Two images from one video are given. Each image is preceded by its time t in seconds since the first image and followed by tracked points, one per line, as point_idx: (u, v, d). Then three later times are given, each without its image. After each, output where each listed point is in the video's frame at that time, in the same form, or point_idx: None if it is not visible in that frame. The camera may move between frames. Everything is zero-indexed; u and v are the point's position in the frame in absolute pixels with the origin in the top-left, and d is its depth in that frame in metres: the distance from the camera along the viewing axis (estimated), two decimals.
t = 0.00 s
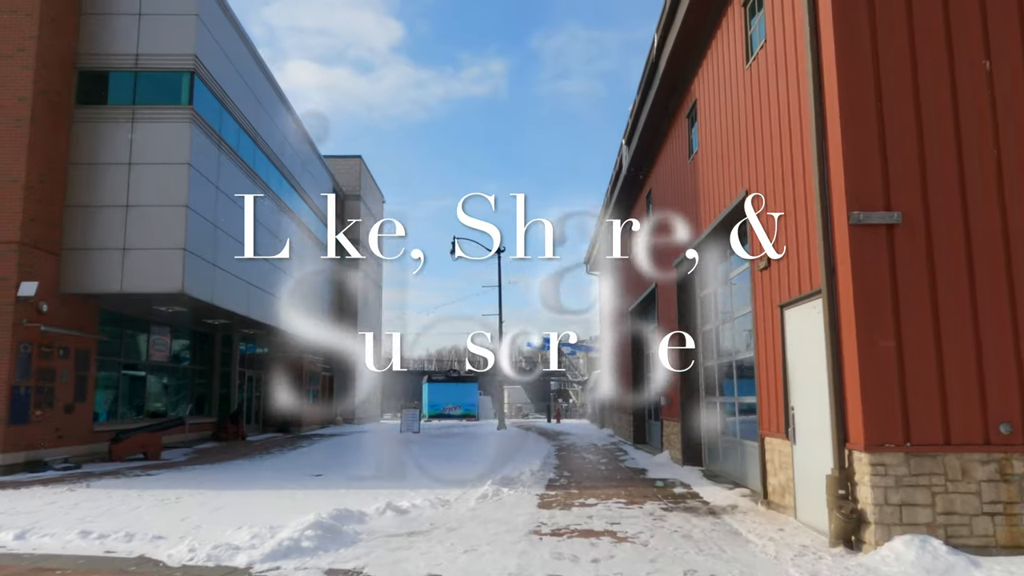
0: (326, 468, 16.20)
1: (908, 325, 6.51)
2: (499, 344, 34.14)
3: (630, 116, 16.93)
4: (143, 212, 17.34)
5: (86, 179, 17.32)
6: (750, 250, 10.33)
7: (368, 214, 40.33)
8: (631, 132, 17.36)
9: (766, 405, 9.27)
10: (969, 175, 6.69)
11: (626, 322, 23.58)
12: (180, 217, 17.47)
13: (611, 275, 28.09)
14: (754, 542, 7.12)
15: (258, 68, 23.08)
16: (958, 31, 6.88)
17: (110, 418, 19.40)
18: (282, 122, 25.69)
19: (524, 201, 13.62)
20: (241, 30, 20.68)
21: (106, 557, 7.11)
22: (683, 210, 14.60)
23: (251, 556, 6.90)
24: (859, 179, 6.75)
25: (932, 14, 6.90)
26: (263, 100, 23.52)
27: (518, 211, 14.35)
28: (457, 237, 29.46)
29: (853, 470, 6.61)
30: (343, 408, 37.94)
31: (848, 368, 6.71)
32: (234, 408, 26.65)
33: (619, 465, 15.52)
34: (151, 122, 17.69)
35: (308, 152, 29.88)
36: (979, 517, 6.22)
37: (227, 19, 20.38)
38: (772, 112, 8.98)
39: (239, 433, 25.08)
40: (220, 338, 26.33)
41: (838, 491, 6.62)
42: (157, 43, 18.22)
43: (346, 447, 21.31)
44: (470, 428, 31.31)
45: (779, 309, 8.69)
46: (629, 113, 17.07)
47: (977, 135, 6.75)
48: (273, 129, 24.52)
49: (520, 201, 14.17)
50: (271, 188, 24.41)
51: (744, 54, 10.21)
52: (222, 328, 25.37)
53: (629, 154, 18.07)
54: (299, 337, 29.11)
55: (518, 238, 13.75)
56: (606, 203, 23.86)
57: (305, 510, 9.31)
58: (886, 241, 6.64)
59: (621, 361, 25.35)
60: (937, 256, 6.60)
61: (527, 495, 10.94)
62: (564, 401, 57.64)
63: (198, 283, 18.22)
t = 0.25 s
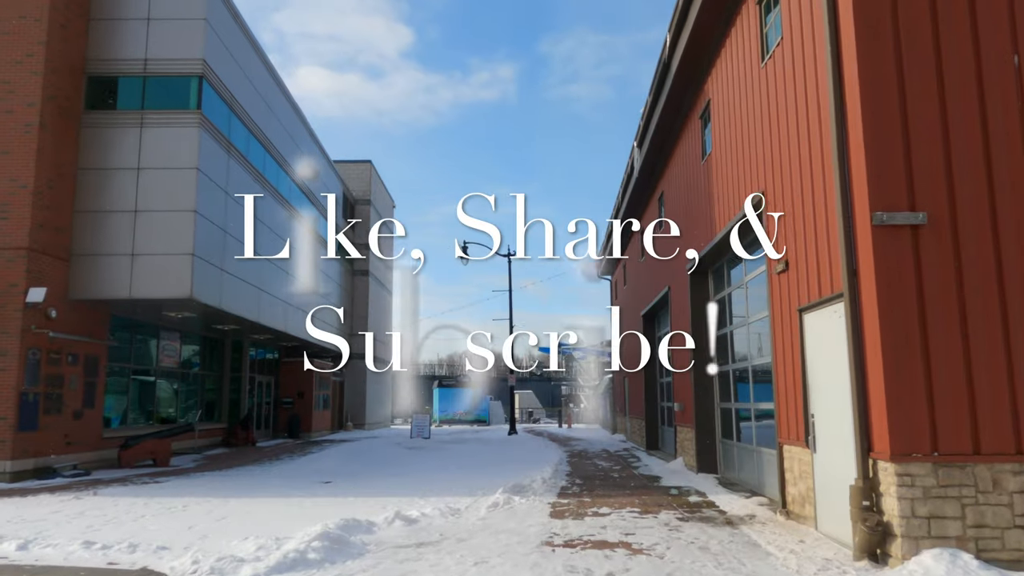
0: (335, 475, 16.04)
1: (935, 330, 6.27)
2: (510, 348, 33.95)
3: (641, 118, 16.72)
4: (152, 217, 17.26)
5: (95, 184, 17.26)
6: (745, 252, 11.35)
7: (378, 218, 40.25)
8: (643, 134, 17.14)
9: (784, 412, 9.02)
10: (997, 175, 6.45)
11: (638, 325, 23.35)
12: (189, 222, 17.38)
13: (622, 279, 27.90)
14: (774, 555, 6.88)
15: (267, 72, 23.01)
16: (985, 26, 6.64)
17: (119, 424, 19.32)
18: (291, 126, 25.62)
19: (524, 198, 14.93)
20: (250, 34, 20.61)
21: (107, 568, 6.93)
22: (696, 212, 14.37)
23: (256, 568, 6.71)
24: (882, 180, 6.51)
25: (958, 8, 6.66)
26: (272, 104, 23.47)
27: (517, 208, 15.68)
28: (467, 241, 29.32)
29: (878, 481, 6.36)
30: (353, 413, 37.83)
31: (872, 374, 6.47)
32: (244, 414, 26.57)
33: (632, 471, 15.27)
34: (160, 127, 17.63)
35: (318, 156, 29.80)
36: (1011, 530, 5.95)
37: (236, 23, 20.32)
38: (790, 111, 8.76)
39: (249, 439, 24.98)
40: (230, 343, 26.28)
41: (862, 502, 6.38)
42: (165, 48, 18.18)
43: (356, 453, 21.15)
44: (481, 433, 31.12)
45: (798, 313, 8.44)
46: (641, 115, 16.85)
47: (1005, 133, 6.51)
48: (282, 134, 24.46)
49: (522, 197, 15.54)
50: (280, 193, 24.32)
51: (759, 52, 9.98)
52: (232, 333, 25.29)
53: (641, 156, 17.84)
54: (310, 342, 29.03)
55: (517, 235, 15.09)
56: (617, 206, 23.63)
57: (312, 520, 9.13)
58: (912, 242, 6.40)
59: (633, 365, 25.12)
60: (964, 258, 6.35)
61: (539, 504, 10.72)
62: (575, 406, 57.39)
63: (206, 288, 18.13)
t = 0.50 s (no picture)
0: (345, 479, 15.87)
1: (968, 327, 6.02)
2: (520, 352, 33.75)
3: (654, 117, 16.51)
4: (160, 219, 17.17)
5: (104, 187, 17.20)
6: (742, 252, 12.23)
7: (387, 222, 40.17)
8: (655, 133, 16.93)
9: (805, 413, 8.77)
10: None
11: (650, 328, 23.11)
12: (197, 224, 17.27)
13: (633, 281, 27.66)
14: (798, 562, 6.64)
15: (275, 74, 22.92)
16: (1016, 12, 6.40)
17: (128, 428, 19.21)
18: (300, 129, 25.55)
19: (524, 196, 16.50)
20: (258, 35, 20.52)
21: (112, 574, 6.76)
22: (710, 211, 14.13)
23: (263, 574, 6.52)
24: (910, 172, 6.27)
25: None
26: (281, 107, 23.39)
27: (517, 208, 17.38)
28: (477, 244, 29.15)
29: (908, 484, 6.12)
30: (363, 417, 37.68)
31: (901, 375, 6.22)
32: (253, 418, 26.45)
33: (645, 476, 15.02)
34: (169, 129, 17.54)
35: (327, 159, 29.72)
36: None
37: (245, 24, 20.24)
38: (810, 104, 8.52)
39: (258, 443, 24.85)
40: (240, 346, 26.19)
41: (891, 507, 6.13)
42: (174, 50, 18.11)
43: (367, 457, 20.98)
44: (491, 437, 30.89)
45: (820, 311, 8.20)
46: (653, 114, 16.65)
47: None
48: (291, 136, 24.37)
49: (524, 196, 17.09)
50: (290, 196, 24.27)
51: (776, 46, 9.76)
52: (241, 337, 25.19)
53: (653, 157, 17.63)
54: (319, 346, 28.91)
55: (518, 231, 16.69)
56: (628, 208, 23.41)
57: (322, 524, 8.95)
58: (942, 236, 6.16)
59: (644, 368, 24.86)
60: (996, 252, 6.11)
61: (552, 508, 10.52)
62: (585, 410, 57.08)
63: (215, 291, 18.01)
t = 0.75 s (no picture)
0: (358, 485, 15.67)
1: (1013, 328, 5.74)
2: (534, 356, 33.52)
3: (670, 116, 16.26)
4: (172, 222, 17.07)
5: (116, 191, 17.12)
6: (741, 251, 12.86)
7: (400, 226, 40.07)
8: (671, 133, 16.68)
9: (833, 419, 8.48)
10: None
11: (666, 331, 22.83)
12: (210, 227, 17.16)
13: (648, 284, 27.39)
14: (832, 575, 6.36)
15: (287, 76, 22.85)
16: None
17: (141, 434, 19.11)
18: (312, 132, 25.47)
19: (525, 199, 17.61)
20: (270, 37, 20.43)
21: None
22: (729, 212, 13.86)
23: None
24: (949, 166, 6.00)
25: None
26: (293, 110, 23.30)
27: (517, 208, 17.29)
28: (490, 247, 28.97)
29: (949, 492, 5.83)
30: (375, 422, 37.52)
31: (941, 378, 5.94)
32: (266, 422, 26.33)
33: (664, 482, 14.74)
34: (181, 132, 17.46)
35: (339, 162, 29.62)
36: None
37: (257, 27, 20.16)
38: (837, 99, 8.26)
39: (270, 448, 24.73)
40: (252, 351, 26.10)
41: (932, 518, 5.84)
42: (186, 53, 18.04)
43: (380, 462, 20.79)
44: (505, 442, 30.63)
45: (849, 313, 7.91)
46: (669, 114, 16.40)
47: None
48: (303, 139, 24.28)
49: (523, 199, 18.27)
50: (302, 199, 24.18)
51: (800, 40, 9.50)
52: (254, 341, 25.09)
53: (669, 157, 17.38)
54: (332, 350, 28.78)
55: (519, 233, 17.43)
56: (643, 209, 23.15)
57: (336, 533, 8.74)
58: (983, 233, 5.89)
59: (660, 372, 24.55)
60: None
61: (570, 516, 10.27)
62: (599, 414, 56.68)
63: (228, 295, 17.88)
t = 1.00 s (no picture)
0: (372, 484, 15.55)
1: None
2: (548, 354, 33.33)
3: (687, 110, 16.03)
4: (186, 220, 17.02)
5: (130, 189, 17.09)
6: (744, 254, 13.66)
7: (413, 224, 39.98)
8: (688, 128, 16.45)
9: (859, 417, 8.25)
10: None
11: (682, 329, 22.60)
12: (223, 225, 17.10)
13: (663, 281, 27.14)
14: None
15: (300, 74, 22.77)
16: None
17: (156, 432, 19.09)
18: (325, 129, 25.40)
19: (524, 198, 17.89)
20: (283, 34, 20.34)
21: None
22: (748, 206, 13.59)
23: None
24: (985, 156, 5.78)
25: None
26: (306, 107, 23.22)
27: (517, 208, 17.43)
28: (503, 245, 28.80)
29: (986, 495, 5.61)
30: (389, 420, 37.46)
31: (977, 376, 5.72)
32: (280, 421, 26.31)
33: (682, 481, 14.51)
34: (194, 130, 17.40)
35: (352, 160, 29.52)
36: None
37: (269, 24, 20.09)
38: (863, 88, 8.02)
39: (285, 447, 24.70)
40: (266, 350, 26.08)
41: (968, 521, 5.63)
42: (198, 50, 17.97)
43: (394, 461, 20.67)
44: (519, 441, 30.46)
45: (876, 309, 7.69)
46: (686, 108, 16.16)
47: None
48: (316, 136, 24.21)
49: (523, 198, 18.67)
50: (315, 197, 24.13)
51: (823, 29, 9.26)
52: (268, 340, 25.06)
53: (685, 152, 17.14)
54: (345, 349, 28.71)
55: (519, 231, 17.49)
56: (659, 205, 22.91)
57: (350, 534, 8.60)
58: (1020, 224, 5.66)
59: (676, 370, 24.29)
60: None
61: (587, 516, 10.09)
62: (613, 413, 56.38)
63: (242, 293, 17.83)
